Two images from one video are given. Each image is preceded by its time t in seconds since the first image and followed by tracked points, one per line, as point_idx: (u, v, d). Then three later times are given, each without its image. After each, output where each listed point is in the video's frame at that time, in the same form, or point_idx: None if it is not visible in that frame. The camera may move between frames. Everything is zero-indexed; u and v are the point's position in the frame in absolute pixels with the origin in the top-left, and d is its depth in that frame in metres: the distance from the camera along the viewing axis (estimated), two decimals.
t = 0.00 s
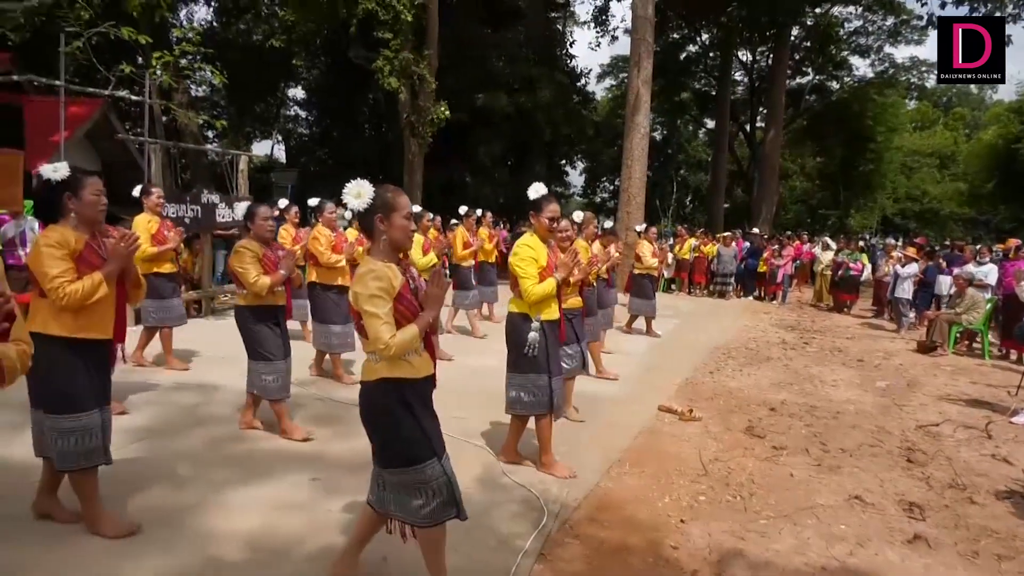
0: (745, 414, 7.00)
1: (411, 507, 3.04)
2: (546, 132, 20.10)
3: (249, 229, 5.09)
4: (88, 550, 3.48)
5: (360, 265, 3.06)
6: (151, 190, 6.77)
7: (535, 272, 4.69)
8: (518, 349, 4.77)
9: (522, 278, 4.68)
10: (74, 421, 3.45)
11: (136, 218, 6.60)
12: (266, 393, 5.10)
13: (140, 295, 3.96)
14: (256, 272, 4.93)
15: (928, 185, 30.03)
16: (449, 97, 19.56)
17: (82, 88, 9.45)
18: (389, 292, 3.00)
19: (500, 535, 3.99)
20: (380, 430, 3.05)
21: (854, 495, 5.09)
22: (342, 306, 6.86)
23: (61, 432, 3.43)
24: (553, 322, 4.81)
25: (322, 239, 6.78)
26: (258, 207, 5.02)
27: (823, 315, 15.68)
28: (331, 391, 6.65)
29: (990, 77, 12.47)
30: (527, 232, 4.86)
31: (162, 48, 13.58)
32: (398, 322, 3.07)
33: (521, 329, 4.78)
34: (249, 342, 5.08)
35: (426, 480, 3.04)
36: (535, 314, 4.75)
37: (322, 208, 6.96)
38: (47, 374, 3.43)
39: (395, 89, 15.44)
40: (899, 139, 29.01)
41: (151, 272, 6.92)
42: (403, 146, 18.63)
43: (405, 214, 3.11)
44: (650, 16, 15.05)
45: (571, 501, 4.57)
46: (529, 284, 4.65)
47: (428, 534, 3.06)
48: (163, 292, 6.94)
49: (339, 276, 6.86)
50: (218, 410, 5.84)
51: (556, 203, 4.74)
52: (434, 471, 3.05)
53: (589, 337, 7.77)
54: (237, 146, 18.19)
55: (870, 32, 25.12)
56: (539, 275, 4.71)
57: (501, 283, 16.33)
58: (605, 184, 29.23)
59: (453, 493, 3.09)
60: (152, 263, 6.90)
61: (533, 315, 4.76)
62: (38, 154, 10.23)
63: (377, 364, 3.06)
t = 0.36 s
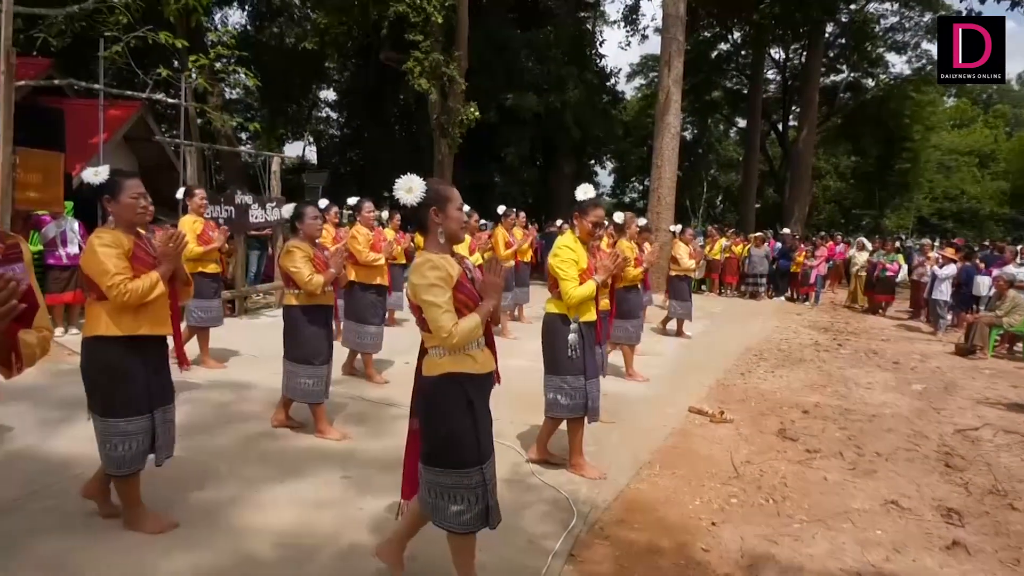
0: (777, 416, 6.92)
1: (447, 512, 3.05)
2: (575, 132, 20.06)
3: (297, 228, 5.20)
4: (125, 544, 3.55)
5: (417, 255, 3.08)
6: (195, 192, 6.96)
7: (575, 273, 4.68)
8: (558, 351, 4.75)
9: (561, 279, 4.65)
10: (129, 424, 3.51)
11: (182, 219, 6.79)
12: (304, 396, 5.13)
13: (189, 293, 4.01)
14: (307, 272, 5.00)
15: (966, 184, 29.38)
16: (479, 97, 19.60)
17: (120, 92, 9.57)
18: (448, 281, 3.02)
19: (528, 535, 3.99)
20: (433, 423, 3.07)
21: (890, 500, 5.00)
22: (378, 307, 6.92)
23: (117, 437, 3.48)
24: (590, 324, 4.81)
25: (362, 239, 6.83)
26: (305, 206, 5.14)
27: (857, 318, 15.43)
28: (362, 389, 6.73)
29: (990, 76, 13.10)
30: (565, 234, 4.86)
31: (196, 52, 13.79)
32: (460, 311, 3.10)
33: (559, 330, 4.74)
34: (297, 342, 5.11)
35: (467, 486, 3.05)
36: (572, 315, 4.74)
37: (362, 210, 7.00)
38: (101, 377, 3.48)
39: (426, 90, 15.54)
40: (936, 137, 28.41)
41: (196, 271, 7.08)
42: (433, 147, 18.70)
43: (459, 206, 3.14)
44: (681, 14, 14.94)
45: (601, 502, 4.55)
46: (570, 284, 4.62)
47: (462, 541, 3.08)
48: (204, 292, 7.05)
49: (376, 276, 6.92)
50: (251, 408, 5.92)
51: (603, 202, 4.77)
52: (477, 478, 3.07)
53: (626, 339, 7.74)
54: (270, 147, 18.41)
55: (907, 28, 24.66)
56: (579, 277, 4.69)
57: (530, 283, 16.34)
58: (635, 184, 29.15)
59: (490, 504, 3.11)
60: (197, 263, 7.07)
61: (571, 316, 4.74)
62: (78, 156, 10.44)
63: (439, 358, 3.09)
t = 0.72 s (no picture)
0: (802, 419, 6.85)
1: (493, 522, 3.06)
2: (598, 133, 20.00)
3: (321, 233, 5.23)
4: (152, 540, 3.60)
5: (445, 274, 3.10)
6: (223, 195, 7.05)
7: (586, 280, 4.69)
8: (574, 355, 4.75)
9: (571, 286, 4.68)
10: (160, 419, 3.58)
11: (210, 223, 6.95)
12: (341, 395, 5.17)
13: (208, 302, 4.04)
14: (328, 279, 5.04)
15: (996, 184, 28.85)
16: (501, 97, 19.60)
17: (149, 94, 9.68)
18: (470, 304, 3.04)
19: (550, 537, 3.99)
20: (461, 443, 3.08)
21: (918, 505, 4.93)
22: (405, 307, 6.97)
23: (147, 432, 3.55)
24: (605, 328, 4.76)
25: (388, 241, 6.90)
26: (330, 212, 5.17)
27: (883, 319, 15.24)
28: (385, 389, 6.78)
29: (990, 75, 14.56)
30: (579, 239, 4.86)
31: (222, 53, 13.98)
32: (482, 333, 3.11)
33: (573, 335, 4.77)
34: (326, 344, 5.16)
35: (508, 494, 3.06)
36: (586, 319, 4.72)
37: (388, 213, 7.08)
38: (127, 375, 3.55)
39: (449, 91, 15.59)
40: (965, 136, 27.92)
41: (222, 275, 7.17)
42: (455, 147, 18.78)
43: (495, 226, 3.20)
44: (705, 13, 14.85)
45: (623, 504, 4.53)
46: (580, 291, 4.65)
47: (511, 546, 3.09)
48: (234, 294, 7.15)
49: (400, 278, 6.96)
50: (274, 406, 5.97)
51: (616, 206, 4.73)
52: (518, 483, 3.07)
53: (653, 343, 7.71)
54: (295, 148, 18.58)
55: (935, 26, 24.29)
56: (590, 283, 4.70)
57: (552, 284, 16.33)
58: (657, 184, 29.03)
59: (538, 503, 3.11)
60: (223, 267, 7.16)
61: (584, 320, 4.72)
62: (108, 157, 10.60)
63: (456, 375, 3.11)
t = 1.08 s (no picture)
0: (828, 422, 6.78)
1: (521, 509, 3.06)
2: (620, 134, 19.92)
3: (348, 231, 5.27)
4: (182, 535, 3.66)
5: (479, 262, 3.11)
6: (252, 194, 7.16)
7: (613, 274, 4.64)
8: (600, 352, 4.73)
9: (597, 280, 4.63)
10: (178, 414, 3.60)
11: (238, 221, 7.01)
12: (361, 395, 5.20)
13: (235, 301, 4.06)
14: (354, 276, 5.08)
15: None
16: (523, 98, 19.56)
17: (177, 96, 9.74)
18: (503, 294, 3.05)
19: (573, 538, 3.99)
20: (489, 431, 3.08)
21: (948, 511, 4.86)
22: (429, 306, 6.99)
23: (166, 426, 3.58)
24: (631, 325, 4.76)
25: (415, 240, 6.97)
26: (357, 210, 5.23)
27: (911, 322, 15.02)
28: (408, 388, 6.81)
29: (989, 75, 15.52)
30: (604, 234, 4.82)
31: (249, 56, 14.17)
32: (512, 323, 3.14)
33: (600, 331, 4.73)
34: (349, 343, 5.19)
35: (539, 481, 3.05)
36: (611, 316, 4.70)
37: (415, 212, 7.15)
38: (150, 368, 3.60)
39: (472, 92, 15.62)
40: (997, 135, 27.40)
41: (252, 272, 7.26)
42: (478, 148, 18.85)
43: (527, 217, 3.25)
44: (730, 13, 14.74)
45: (647, 506, 4.52)
46: (607, 285, 4.61)
47: (540, 535, 3.08)
48: (261, 291, 7.22)
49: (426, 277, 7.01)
50: (299, 404, 6.03)
51: (635, 201, 4.69)
52: (548, 471, 3.07)
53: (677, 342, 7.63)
54: (319, 149, 18.76)
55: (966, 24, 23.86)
56: (617, 278, 4.66)
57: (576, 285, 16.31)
58: (680, 184, 28.93)
59: (570, 491, 3.10)
60: (253, 264, 7.25)
61: (610, 317, 4.70)
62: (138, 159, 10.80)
63: (486, 364, 3.15)
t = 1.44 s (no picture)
0: (861, 424, 6.67)
1: (539, 512, 3.04)
2: (649, 132, 19.81)
3: (389, 231, 5.38)
4: (217, 528, 3.72)
5: (532, 255, 3.11)
6: (292, 193, 7.38)
7: (655, 273, 4.62)
8: (643, 350, 4.70)
9: (640, 278, 4.60)
10: (224, 414, 3.66)
11: (277, 219, 7.22)
12: (391, 393, 5.20)
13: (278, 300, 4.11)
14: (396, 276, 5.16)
15: None
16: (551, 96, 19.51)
17: (210, 97, 9.87)
18: (561, 283, 3.05)
19: (602, 538, 3.97)
20: (531, 426, 3.08)
21: (986, 515, 4.76)
22: (462, 306, 6.99)
23: (210, 427, 3.63)
24: (673, 324, 4.74)
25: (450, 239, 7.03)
26: (397, 210, 5.31)
27: (948, 323, 14.73)
28: (436, 386, 6.84)
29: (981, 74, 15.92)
30: (646, 232, 4.80)
31: (279, 56, 14.35)
32: (567, 315, 3.19)
33: (642, 330, 4.72)
34: (386, 342, 5.23)
35: (561, 489, 3.06)
36: (654, 315, 4.67)
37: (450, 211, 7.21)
38: (199, 368, 3.65)
39: (501, 91, 15.62)
40: None
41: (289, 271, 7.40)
42: (505, 147, 18.86)
43: (573, 210, 3.27)
44: (761, 8, 14.57)
45: (676, 506, 4.49)
46: (650, 284, 4.57)
47: (550, 543, 3.07)
48: (295, 288, 7.30)
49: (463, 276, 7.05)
50: (329, 401, 6.09)
51: (676, 198, 4.67)
52: (571, 481, 3.08)
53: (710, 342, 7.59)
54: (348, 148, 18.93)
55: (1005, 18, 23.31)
56: (659, 276, 4.63)
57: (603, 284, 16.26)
58: (709, 183, 28.72)
59: (580, 508, 3.12)
60: (292, 262, 7.40)
61: (653, 316, 4.68)
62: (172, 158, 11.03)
63: (536, 359, 3.13)
